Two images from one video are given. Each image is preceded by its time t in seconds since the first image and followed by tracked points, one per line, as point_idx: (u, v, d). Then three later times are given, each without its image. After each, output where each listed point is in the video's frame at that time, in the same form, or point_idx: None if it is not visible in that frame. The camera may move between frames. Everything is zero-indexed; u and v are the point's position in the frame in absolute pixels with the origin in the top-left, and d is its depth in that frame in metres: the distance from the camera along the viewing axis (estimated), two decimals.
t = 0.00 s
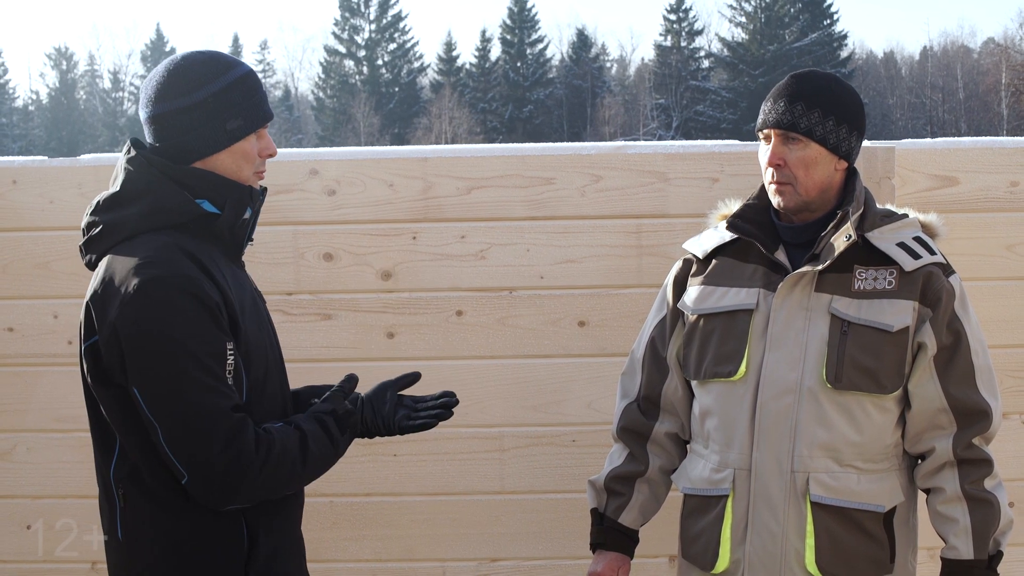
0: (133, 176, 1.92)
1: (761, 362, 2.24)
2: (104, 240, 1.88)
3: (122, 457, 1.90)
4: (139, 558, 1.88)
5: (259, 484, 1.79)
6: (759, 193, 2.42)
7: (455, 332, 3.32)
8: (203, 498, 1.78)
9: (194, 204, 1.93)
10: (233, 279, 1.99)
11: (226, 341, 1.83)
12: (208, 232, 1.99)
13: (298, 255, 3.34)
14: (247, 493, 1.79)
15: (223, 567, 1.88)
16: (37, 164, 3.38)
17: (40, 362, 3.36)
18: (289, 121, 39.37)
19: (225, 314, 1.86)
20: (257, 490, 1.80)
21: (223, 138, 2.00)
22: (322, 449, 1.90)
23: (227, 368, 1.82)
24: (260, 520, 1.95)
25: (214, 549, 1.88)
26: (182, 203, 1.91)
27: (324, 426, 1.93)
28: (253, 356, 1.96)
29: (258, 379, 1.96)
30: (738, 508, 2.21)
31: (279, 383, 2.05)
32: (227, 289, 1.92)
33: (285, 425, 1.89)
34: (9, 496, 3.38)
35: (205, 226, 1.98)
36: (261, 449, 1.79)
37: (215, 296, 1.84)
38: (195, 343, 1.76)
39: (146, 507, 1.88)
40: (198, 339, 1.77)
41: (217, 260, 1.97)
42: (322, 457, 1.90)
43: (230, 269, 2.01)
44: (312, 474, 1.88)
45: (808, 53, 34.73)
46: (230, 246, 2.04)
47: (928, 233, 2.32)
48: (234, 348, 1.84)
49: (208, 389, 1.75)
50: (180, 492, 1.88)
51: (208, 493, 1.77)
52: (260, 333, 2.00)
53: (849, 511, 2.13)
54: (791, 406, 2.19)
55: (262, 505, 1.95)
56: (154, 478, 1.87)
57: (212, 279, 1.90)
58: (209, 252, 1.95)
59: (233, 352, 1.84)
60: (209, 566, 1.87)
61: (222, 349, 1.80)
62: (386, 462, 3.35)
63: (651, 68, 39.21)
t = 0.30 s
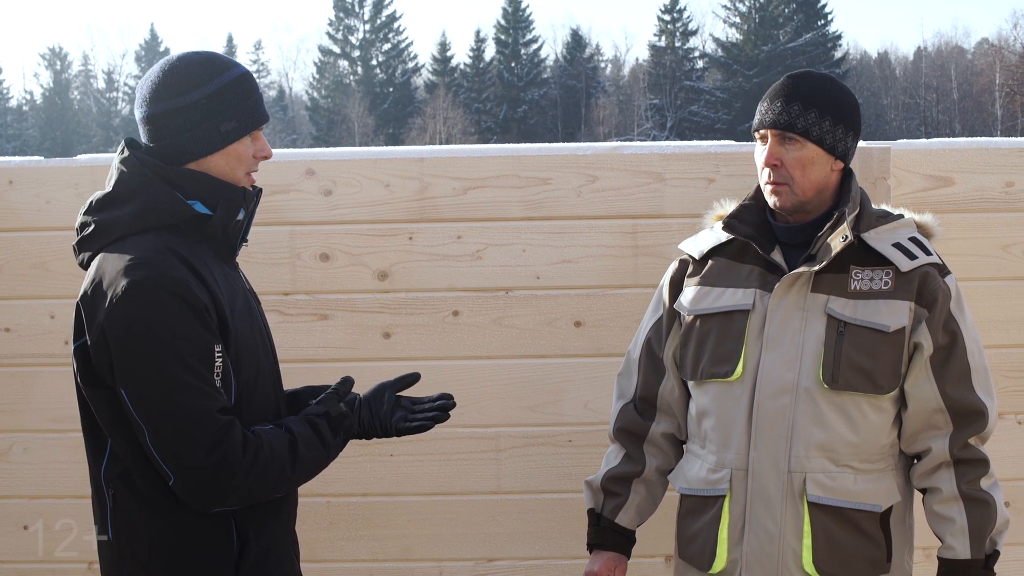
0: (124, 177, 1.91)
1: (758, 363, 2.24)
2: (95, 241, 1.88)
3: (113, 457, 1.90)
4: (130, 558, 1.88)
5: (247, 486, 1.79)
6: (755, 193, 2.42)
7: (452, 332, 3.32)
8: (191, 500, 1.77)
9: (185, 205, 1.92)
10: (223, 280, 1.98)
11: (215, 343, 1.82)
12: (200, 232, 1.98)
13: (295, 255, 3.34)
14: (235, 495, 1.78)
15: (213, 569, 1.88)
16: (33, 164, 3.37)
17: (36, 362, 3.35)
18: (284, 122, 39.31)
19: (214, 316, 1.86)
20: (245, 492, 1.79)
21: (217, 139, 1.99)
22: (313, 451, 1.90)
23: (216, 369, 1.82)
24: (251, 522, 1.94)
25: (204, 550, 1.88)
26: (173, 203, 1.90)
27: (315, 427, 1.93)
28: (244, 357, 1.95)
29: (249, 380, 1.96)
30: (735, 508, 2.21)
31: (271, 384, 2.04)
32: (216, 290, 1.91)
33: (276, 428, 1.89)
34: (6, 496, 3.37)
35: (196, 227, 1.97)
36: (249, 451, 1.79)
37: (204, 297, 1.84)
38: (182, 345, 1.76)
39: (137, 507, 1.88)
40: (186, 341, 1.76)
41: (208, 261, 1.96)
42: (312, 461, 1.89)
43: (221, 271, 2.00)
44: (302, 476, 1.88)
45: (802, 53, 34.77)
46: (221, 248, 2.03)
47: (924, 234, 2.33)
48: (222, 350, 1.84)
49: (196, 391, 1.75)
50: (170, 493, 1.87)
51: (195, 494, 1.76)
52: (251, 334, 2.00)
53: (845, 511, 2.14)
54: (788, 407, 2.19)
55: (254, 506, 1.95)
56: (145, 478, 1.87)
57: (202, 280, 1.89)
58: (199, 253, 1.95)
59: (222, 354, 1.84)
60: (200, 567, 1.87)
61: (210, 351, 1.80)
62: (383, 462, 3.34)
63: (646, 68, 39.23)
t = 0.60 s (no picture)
0: (123, 177, 1.92)
1: (759, 363, 2.24)
2: (94, 242, 1.88)
3: (113, 458, 1.90)
4: (130, 558, 1.88)
5: (248, 487, 1.79)
6: (755, 195, 2.42)
7: (452, 332, 3.32)
8: (191, 500, 1.78)
9: (185, 206, 1.93)
10: (222, 281, 1.99)
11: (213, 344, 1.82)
12: (199, 233, 1.99)
13: (295, 255, 3.34)
14: (235, 495, 1.78)
15: (213, 568, 1.88)
16: (34, 164, 3.37)
17: (37, 362, 3.36)
18: (283, 122, 39.30)
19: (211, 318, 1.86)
20: (245, 492, 1.79)
21: (214, 141, 2.00)
22: (314, 451, 1.90)
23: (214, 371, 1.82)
24: (251, 521, 1.95)
25: (204, 550, 1.88)
26: (173, 205, 1.91)
27: (314, 427, 1.93)
28: (243, 358, 1.96)
29: (247, 381, 1.96)
30: (736, 508, 2.22)
31: (270, 384, 2.05)
32: (215, 290, 1.92)
33: (276, 427, 1.89)
34: (6, 496, 3.37)
35: (196, 228, 1.97)
36: (250, 451, 1.79)
37: (204, 297, 1.84)
38: (182, 345, 1.76)
39: (137, 507, 1.88)
40: (185, 341, 1.76)
41: (208, 262, 1.97)
42: (312, 460, 1.89)
43: (221, 272, 2.01)
44: (302, 476, 1.88)
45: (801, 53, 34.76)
46: (222, 250, 2.04)
47: (924, 234, 2.33)
48: (221, 351, 1.84)
49: (196, 392, 1.75)
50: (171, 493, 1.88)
51: (195, 495, 1.77)
52: (250, 334, 2.00)
53: (845, 510, 2.14)
54: (788, 407, 2.19)
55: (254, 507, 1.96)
56: (145, 479, 1.87)
57: (202, 282, 1.89)
58: (200, 254, 1.95)
59: (220, 355, 1.84)
60: (200, 567, 1.87)
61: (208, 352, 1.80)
62: (383, 462, 3.34)
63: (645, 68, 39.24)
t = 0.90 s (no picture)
0: (122, 177, 1.92)
1: (759, 364, 2.24)
2: (94, 241, 1.88)
3: (112, 457, 1.90)
4: (129, 557, 1.88)
5: (246, 486, 1.79)
6: (756, 194, 2.42)
7: (452, 332, 3.32)
8: (189, 499, 1.78)
9: (184, 206, 1.93)
10: (221, 281, 1.99)
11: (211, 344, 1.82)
12: (197, 233, 1.99)
13: (295, 255, 3.34)
14: (233, 494, 1.78)
15: (211, 568, 1.88)
16: (35, 164, 3.37)
17: (38, 362, 3.36)
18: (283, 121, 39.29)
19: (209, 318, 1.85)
20: (243, 492, 1.79)
21: (213, 141, 2.00)
22: (312, 450, 1.90)
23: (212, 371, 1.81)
24: (249, 521, 1.95)
25: (203, 549, 1.88)
26: (172, 205, 1.91)
27: (314, 426, 1.93)
28: (241, 357, 1.95)
29: (246, 380, 1.96)
30: (737, 509, 2.22)
31: (269, 384, 2.05)
32: (214, 290, 1.91)
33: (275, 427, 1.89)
34: (7, 495, 3.37)
35: (195, 228, 1.97)
36: (248, 451, 1.79)
37: (202, 297, 1.84)
38: (180, 345, 1.76)
39: (137, 506, 1.88)
40: (184, 341, 1.76)
41: (207, 262, 1.96)
42: (310, 458, 1.89)
43: (219, 271, 2.00)
44: (300, 475, 1.88)
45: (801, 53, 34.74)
46: (221, 249, 2.04)
47: (925, 235, 2.33)
48: (219, 350, 1.84)
49: (194, 392, 1.75)
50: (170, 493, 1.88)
51: (193, 494, 1.77)
52: (248, 334, 2.00)
53: (845, 511, 2.14)
54: (790, 407, 2.19)
55: (253, 506, 1.96)
56: (143, 478, 1.87)
57: (201, 281, 1.89)
58: (199, 253, 1.95)
59: (218, 354, 1.83)
60: (199, 566, 1.88)
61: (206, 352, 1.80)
62: (384, 461, 3.34)
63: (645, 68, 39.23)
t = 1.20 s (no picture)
0: (112, 179, 1.93)
1: (758, 363, 2.24)
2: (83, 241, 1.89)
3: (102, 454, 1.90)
4: (119, 556, 1.88)
5: (228, 487, 1.80)
6: (755, 193, 2.42)
7: (449, 332, 3.32)
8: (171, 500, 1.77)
9: (170, 205, 1.92)
10: (208, 280, 1.98)
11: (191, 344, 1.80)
12: (184, 232, 1.97)
13: (292, 255, 3.34)
14: (211, 494, 1.78)
15: (199, 567, 1.88)
16: (32, 164, 3.36)
17: (35, 362, 3.35)
18: (280, 121, 39.26)
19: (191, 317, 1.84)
20: (216, 492, 1.78)
21: (194, 138, 2.00)
22: (294, 448, 1.89)
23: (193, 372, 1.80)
24: (238, 521, 1.94)
25: (189, 549, 1.87)
26: (157, 204, 1.91)
27: (299, 425, 1.92)
28: (229, 355, 1.94)
29: (235, 377, 1.95)
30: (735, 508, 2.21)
31: (262, 382, 2.04)
32: (198, 289, 1.90)
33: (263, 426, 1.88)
34: (4, 495, 3.36)
35: (183, 227, 1.97)
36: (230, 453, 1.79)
37: (184, 297, 1.83)
38: (158, 346, 1.75)
39: (126, 506, 1.88)
40: (163, 342, 1.75)
41: (193, 261, 1.96)
42: (293, 457, 1.88)
43: (207, 270, 2.00)
44: (280, 474, 1.87)
45: (798, 53, 34.76)
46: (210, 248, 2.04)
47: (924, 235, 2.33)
48: (200, 350, 1.82)
49: (172, 394, 1.74)
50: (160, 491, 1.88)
51: (165, 494, 1.76)
52: (237, 331, 1.99)
53: (843, 510, 2.14)
54: (788, 407, 2.19)
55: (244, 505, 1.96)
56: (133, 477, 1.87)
57: (185, 281, 1.88)
58: (185, 252, 1.95)
59: (199, 354, 1.82)
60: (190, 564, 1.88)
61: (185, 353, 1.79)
62: (381, 462, 3.34)
63: (642, 68, 39.24)
